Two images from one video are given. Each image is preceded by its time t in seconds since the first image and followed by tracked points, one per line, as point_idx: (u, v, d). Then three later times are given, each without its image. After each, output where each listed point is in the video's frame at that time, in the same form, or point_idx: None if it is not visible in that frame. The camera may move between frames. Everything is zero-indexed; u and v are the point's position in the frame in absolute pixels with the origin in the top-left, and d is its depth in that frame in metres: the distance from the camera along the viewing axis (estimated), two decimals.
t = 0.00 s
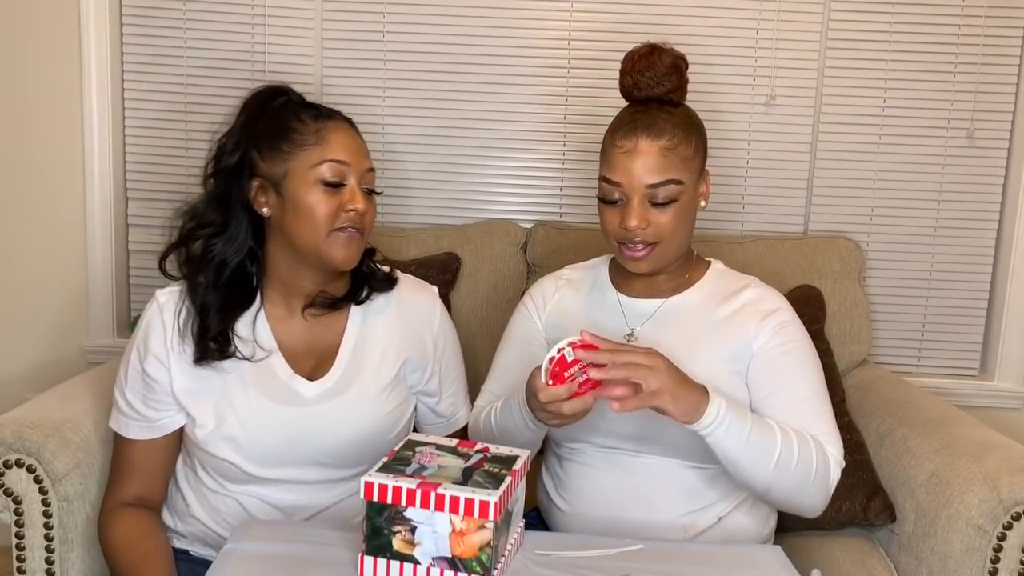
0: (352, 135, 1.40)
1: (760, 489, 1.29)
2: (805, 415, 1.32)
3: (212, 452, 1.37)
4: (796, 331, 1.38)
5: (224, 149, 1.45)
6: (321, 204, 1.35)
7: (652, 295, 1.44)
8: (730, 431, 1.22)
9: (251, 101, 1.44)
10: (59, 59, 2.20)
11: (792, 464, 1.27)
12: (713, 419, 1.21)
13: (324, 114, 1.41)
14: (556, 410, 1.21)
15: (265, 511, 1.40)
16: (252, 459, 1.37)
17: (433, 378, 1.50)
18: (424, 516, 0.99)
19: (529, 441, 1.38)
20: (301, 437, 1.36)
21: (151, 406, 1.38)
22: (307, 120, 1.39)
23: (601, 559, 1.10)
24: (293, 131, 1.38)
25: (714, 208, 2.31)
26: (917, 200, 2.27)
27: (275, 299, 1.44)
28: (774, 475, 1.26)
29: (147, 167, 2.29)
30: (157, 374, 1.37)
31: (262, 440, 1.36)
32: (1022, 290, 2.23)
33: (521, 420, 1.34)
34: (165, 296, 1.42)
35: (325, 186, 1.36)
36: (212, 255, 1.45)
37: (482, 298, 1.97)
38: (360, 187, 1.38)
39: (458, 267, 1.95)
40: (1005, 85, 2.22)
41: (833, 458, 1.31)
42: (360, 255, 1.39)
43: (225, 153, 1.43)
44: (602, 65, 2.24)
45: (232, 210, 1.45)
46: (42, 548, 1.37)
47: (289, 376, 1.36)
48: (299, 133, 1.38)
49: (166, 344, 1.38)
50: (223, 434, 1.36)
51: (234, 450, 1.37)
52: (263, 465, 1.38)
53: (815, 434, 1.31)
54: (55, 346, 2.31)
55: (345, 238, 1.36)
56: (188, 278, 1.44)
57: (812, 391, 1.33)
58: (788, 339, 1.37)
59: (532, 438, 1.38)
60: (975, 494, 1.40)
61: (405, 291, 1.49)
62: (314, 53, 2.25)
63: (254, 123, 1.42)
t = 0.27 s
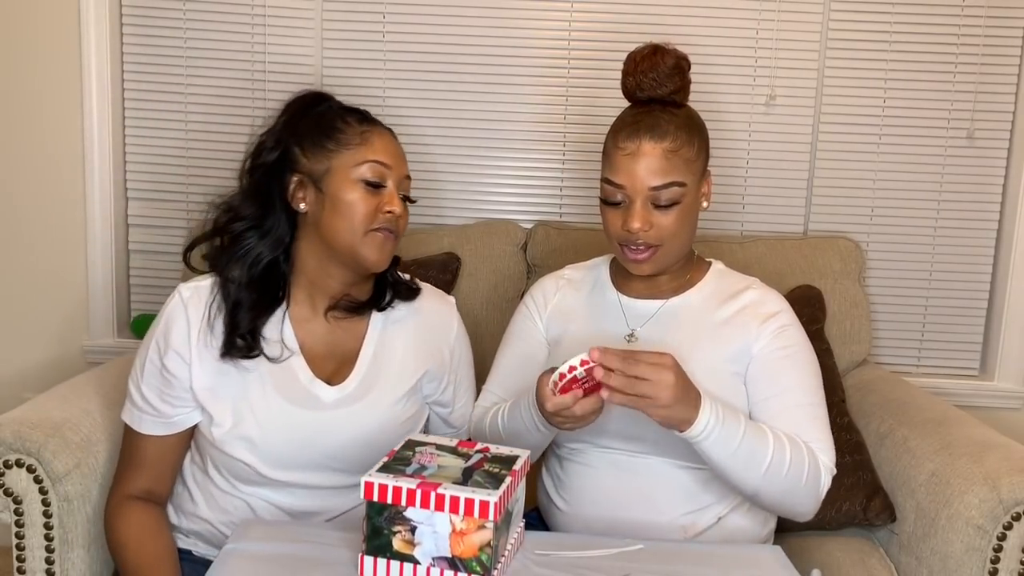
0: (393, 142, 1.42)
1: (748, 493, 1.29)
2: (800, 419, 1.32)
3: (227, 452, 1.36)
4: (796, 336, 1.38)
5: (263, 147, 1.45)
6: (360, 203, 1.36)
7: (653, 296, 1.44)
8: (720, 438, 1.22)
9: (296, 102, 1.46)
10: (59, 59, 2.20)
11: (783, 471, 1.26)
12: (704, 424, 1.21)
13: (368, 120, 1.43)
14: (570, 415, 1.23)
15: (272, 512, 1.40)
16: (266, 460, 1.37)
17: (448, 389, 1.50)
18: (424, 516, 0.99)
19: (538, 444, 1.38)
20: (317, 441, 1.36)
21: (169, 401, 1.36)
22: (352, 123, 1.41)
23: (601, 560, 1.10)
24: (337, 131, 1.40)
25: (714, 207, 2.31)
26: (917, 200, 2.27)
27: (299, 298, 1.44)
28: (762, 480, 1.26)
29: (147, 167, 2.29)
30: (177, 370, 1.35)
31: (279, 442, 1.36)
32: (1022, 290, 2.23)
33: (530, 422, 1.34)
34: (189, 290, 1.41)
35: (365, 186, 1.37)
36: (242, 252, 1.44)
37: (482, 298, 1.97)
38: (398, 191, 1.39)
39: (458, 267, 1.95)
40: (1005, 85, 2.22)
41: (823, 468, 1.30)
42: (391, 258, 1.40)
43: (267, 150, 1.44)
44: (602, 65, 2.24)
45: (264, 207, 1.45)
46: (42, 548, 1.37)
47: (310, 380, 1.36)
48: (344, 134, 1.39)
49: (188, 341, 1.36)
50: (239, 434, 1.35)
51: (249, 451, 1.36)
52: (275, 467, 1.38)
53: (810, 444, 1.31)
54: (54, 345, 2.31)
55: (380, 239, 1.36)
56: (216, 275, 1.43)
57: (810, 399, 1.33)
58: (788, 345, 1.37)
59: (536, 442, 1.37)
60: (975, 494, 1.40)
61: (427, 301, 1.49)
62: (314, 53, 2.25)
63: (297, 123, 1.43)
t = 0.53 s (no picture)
0: (409, 146, 1.42)
1: (743, 489, 1.29)
2: (798, 418, 1.33)
3: (231, 451, 1.36)
4: (797, 337, 1.38)
5: (280, 147, 1.46)
6: (374, 205, 1.36)
7: (654, 296, 1.44)
8: (717, 432, 1.22)
9: (314, 105, 1.47)
10: (59, 58, 2.20)
11: (779, 469, 1.27)
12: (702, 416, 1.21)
13: (385, 124, 1.44)
14: (575, 418, 1.23)
15: (275, 512, 1.40)
16: (270, 460, 1.37)
17: (452, 393, 1.51)
18: (423, 516, 0.99)
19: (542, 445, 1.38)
20: (321, 443, 1.36)
21: (177, 400, 1.36)
22: (369, 125, 1.42)
23: (602, 560, 1.10)
24: (354, 133, 1.40)
25: (713, 208, 2.31)
26: (917, 200, 2.27)
27: (308, 298, 1.44)
28: (757, 476, 1.26)
29: (147, 167, 2.30)
30: (184, 369, 1.35)
31: (284, 443, 1.36)
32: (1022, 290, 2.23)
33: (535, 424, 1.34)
34: (196, 288, 1.40)
35: (379, 189, 1.37)
36: (256, 251, 1.44)
37: (483, 298, 1.97)
38: (412, 195, 1.40)
39: (458, 267, 1.95)
40: (1005, 85, 2.22)
41: (819, 468, 1.31)
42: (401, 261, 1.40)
43: (283, 151, 1.44)
44: (602, 64, 2.24)
45: (277, 208, 1.45)
46: (42, 548, 1.37)
47: (316, 381, 1.36)
48: (360, 137, 1.40)
49: (197, 339, 1.36)
50: (244, 433, 1.35)
51: (253, 451, 1.36)
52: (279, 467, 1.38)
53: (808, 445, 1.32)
54: (54, 345, 2.31)
55: (392, 242, 1.37)
56: (230, 275, 1.43)
57: (809, 401, 1.34)
58: (788, 346, 1.37)
59: (538, 442, 1.37)
60: (975, 494, 1.40)
61: (433, 306, 1.49)
62: (314, 53, 2.25)
63: (315, 124, 1.44)
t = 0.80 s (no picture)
0: (404, 147, 1.42)
1: (738, 491, 1.30)
2: (797, 420, 1.33)
3: (227, 450, 1.36)
4: (796, 338, 1.38)
5: (275, 147, 1.46)
6: (368, 205, 1.36)
7: (654, 296, 1.44)
8: (713, 435, 1.23)
9: (309, 105, 1.47)
10: (59, 58, 2.20)
11: (775, 471, 1.27)
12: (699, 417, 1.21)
13: (380, 124, 1.44)
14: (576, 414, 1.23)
15: (273, 512, 1.40)
16: (266, 459, 1.37)
17: (447, 392, 1.50)
18: (424, 516, 0.99)
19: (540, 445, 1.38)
20: (316, 441, 1.36)
21: (172, 399, 1.36)
22: (364, 125, 1.42)
23: (601, 560, 1.10)
24: (349, 133, 1.40)
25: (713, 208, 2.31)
26: (917, 200, 2.27)
27: (303, 298, 1.44)
28: (752, 478, 1.26)
29: (147, 167, 2.29)
30: (179, 368, 1.35)
31: (280, 441, 1.36)
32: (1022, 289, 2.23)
33: (536, 423, 1.33)
34: (191, 288, 1.40)
35: (373, 189, 1.37)
36: (250, 251, 1.44)
37: (483, 298, 1.97)
38: (406, 196, 1.40)
39: (458, 267, 1.95)
40: (1005, 85, 2.22)
41: (816, 471, 1.31)
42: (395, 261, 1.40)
43: (278, 151, 1.45)
44: (602, 64, 2.24)
45: (271, 208, 1.45)
46: (42, 548, 1.37)
47: (310, 380, 1.36)
48: (355, 137, 1.40)
49: (191, 339, 1.36)
50: (240, 432, 1.35)
51: (249, 450, 1.36)
52: (276, 466, 1.38)
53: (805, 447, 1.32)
54: (54, 345, 2.31)
55: (386, 242, 1.37)
56: (225, 274, 1.43)
57: (807, 402, 1.34)
58: (788, 346, 1.37)
59: (538, 442, 1.37)
60: (975, 494, 1.40)
61: (427, 304, 1.49)
62: (314, 53, 2.25)
63: (310, 124, 1.44)
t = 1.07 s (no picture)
0: (393, 146, 1.42)
1: (754, 483, 1.29)
2: (803, 415, 1.33)
3: (220, 451, 1.36)
4: (797, 333, 1.38)
5: (263, 147, 1.46)
6: (357, 204, 1.36)
7: (654, 296, 1.44)
8: (729, 417, 1.22)
9: (297, 105, 1.47)
10: (59, 58, 2.20)
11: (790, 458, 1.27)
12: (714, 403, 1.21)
13: (368, 123, 1.44)
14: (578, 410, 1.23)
15: (269, 511, 1.40)
16: (259, 460, 1.37)
17: (440, 390, 1.50)
18: (424, 516, 0.99)
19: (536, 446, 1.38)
20: (310, 440, 1.36)
21: (164, 400, 1.36)
22: (352, 125, 1.42)
23: (600, 560, 1.10)
24: (337, 133, 1.40)
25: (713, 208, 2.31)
26: (916, 201, 2.27)
27: (294, 298, 1.44)
28: (768, 467, 1.26)
29: (146, 167, 2.29)
30: (171, 370, 1.35)
31: (272, 441, 1.36)
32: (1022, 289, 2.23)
33: (535, 424, 1.33)
34: (182, 290, 1.41)
35: (362, 188, 1.37)
36: (240, 251, 1.44)
37: (483, 298, 1.97)
38: (395, 194, 1.40)
39: (458, 267, 1.95)
40: (1005, 85, 2.22)
41: (828, 460, 1.31)
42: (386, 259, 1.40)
43: (266, 151, 1.45)
44: (602, 65, 2.24)
45: (261, 208, 1.45)
46: (42, 548, 1.37)
47: (302, 380, 1.36)
48: (343, 136, 1.40)
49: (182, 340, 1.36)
50: (232, 433, 1.35)
51: (241, 450, 1.36)
52: (270, 466, 1.38)
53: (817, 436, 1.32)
54: (54, 346, 2.31)
55: (376, 241, 1.37)
56: (214, 275, 1.44)
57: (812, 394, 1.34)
58: (789, 342, 1.37)
59: (538, 441, 1.37)
60: (975, 494, 1.40)
61: (419, 303, 1.50)
62: (314, 53, 2.25)
63: (298, 124, 1.44)
